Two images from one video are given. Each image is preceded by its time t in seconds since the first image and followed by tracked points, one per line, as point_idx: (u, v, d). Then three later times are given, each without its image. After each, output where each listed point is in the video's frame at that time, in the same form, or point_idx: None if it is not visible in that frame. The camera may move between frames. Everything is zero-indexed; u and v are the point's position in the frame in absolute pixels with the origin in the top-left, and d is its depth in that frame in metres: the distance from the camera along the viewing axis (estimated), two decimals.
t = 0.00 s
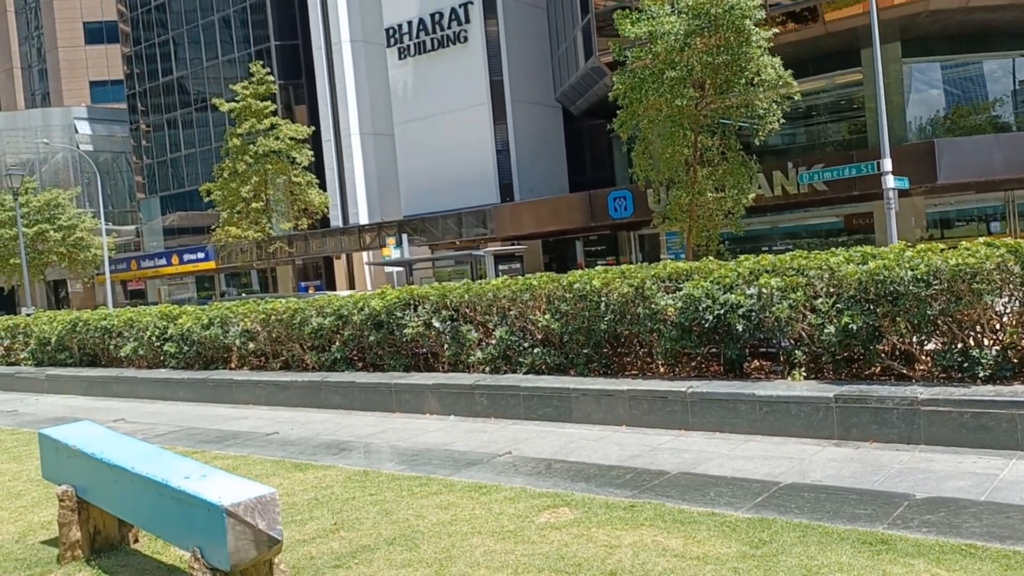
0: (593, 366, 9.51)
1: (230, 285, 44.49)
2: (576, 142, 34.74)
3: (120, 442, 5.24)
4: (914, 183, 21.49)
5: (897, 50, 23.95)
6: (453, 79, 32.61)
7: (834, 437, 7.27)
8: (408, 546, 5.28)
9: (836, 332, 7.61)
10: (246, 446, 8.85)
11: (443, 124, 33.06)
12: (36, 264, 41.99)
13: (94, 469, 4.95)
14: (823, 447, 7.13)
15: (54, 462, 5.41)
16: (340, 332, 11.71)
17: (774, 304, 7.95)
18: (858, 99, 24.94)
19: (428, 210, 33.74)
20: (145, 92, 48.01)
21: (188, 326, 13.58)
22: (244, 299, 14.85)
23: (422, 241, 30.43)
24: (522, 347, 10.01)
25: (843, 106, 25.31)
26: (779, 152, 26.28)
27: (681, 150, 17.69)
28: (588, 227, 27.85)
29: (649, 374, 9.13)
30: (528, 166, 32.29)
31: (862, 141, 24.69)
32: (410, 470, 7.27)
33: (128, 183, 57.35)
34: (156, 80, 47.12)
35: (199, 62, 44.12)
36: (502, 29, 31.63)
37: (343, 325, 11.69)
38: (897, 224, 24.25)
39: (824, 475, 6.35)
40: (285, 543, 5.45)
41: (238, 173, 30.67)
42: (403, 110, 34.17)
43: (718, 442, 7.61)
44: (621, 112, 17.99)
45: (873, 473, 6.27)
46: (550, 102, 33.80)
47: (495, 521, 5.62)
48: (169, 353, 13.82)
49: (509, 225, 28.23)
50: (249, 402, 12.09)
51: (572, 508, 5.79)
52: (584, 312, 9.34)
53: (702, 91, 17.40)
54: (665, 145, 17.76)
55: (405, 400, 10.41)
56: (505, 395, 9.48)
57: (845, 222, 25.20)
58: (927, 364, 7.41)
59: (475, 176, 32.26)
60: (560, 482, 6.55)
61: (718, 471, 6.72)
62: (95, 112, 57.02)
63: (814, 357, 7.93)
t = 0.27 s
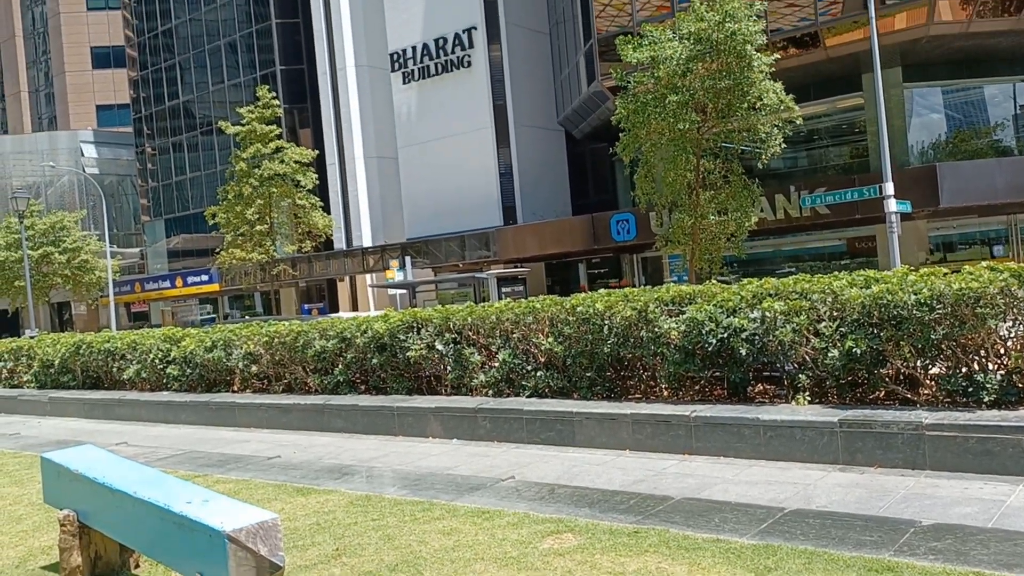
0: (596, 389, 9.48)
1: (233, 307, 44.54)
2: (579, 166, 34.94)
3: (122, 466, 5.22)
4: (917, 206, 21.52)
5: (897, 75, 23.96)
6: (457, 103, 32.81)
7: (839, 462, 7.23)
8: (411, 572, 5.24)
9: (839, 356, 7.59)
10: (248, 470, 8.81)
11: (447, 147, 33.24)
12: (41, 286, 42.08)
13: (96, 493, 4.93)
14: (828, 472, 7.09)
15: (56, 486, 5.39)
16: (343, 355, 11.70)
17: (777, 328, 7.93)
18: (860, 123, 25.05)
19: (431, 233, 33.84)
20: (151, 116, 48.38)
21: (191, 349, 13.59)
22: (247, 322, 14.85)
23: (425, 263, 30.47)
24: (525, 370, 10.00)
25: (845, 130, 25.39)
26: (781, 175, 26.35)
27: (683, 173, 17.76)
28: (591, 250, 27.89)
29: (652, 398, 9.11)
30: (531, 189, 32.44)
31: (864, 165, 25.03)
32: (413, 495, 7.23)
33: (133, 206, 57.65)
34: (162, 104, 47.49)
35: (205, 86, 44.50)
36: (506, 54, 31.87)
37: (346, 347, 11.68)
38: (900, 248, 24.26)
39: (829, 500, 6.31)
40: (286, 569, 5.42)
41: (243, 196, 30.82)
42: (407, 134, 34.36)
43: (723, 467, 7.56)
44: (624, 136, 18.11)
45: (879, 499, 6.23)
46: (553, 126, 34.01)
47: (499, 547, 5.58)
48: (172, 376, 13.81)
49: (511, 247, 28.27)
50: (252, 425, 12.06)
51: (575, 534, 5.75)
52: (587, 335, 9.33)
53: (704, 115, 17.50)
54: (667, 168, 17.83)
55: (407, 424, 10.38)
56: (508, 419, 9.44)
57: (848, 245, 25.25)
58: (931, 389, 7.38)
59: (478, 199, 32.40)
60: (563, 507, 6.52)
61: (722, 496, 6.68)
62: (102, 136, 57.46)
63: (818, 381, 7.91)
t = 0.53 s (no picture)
0: (598, 401, 9.46)
1: (235, 318, 44.55)
2: (581, 177, 35.02)
3: (124, 477, 5.21)
4: (919, 217, 21.51)
5: (898, 87, 23.98)
6: (459, 115, 32.91)
7: (842, 474, 7.20)
8: None
9: (842, 367, 7.57)
10: (249, 482, 8.79)
11: (449, 158, 33.30)
12: (43, 297, 42.11)
13: (97, 505, 4.92)
14: (832, 484, 7.07)
15: (56, 497, 5.37)
16: (345, 366, 11.69)
17: (779, 338, 7.91)
18: (861, 133, 25.09)
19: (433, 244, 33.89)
20: (154, 127, 48.55)
21: (193, 360, 13.59)
22: (249, 333, 14.84)
23: (426, 274, 30.47)
24: (527, 381, 9.98)
25: (846, 141, 25.41)
26: (783, 187, 26.38)
27: (685, 184, 17.78)
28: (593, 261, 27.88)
29: (654, 409, 9.09)
30: (532, 200, 32.50)
31: (866, 176, 25.06)
32: (414, 506, 7.21)
33: (136, 217, 57.79)
34: (165, 115, 47.67)
35: (208, 98, 44.69)
36: (508, 65, 31.98)
37: (348, 358, 11.68)
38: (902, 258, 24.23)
39: (833, 512, 6.28)
40: None
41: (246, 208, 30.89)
42: (409, 145, 34.45)
43: (725, 478, 7.54)
44: (626, 147, 18.17)
45: (882, 511, 6.20)
46: (555, 137, 34.09)
47: (500, 559, 5.57)
48: (174, 387, 13.80)
49: (513, 258, 28.28)
50: (254, 436, 12.04)
51: (577, 546, 5.73)
52: (589, 346, 9.32)
53: (706, 126, 17.55)
54: (669, 179, 17.85)
55: (409, 435, 10.36)
56: (510, 430, 9.42)
57: (850, 256, 25.21)
58: (934, 400, 7.37)
59: (480, 210, 32.46)
60: (565, 519, 6.49)
61: (725, 507, 6.65)
62: (105, 147, 57.65)
63: (820, 393, 7.89)
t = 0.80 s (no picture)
0: (600, 413, 9.44)
1: (236, 330, 44.54)
2: (582, 189, 35.09)
3: (125, 490, 5.19)
4: (920, 229, 21.51)
5: (899, 99, 24.00)
6: (461, 127, 33.01)
7: (845, 487, 7.17)
8: None
9: (844, 380, 7.55)
10: (249, 495, 8.77)
11: (450, 170, 33.37)
12: (45, 308, 42.10)
13: (97, 518, 4.89)
14: (834, 497, 7.04)
15: (56, 510, 5.34)
16: (346, 378, 11.67)
17: (781, 351, 7.90)
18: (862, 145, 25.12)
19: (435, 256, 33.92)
20: (156, 139, 48.69)
21: (194, 373, 13.58)
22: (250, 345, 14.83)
23: (428, 286, 30.47)
24: (529, 394, 9.96)
25: (847, 153, 25.44)
26: (784, 199, 26.41)
27: (686, 196, 17.80)
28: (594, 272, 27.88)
29: (656, 421, 9.06)
30: (534, 211, 32.56)
31: (867, 188, 25.07)
32: (415, 520, 7.19)
33: (137, 228, 57.90)
34: (167, 127, 47.83)
35: (210, 110, 44.86)
36: (509, 78, 32.09)
37: (349, 371, 11.66)
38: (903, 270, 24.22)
39: (835, 525, 6.25)
40: None
41: (248, 219, 30.95)
42: (411, 157, 34.52)
43: (727, 491, 7.51)
44: (627, 159, 18.24)
45: (885, 524, 6.17)
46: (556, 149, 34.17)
47: (501, 573, 5.54)
48: (174, 399, 13.79)
49: (515, 269, 28.28)
50: (254, 449, 12.01)
51: (579, 560, 5.70)
52: (591, 358, 9.30)
53: (707, 138, 17.59)
54: (671, 191, 17.88)
55: (410, 447, 10.33)
56: (512, 442, 9.39)
57: (851, 267, 25.20)
58: (937, 413, 7.35)
59: (482, 222, 32.50)
60: (566, 532, 6.47)
61: (727, 521, 6.62)
62: (108, 159, 57.83)
63: (823, 405, 7.87)
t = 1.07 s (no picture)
0: (601, 435, 9.40)
1: (238, 350, 44.52)
2: (583, 209, 35.20)
3: (124, 514, 5.15)
4: (921, 250, 21.52)
5: (898, 120, 24.11)
6: (463, 148, 33.15)
7: (848, 509, 7.12)
8: None
9: (846, 402, 7.52)
10: (248, 517, 8.73)
11: (452, 191, 33.47)
12: (46, 329, 42.07)
13: (96, 542, 4.86)
14: (838, 520, 6.98)
15: (55, 534, 5.32)
16: (346, 400, 11.65)
17: (782, 373, 7.88)
18: (862, 166, 25.20)
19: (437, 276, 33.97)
20: (159, 160, 48.91)
21: (195, 394, 13.56)
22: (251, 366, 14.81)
23: (429, 306, 30.49)
24: (530, 415, 9.92)
25: (847, 174, 25.52)
26: (785, 220, 26.48)
27: (687, 217, 17.85)
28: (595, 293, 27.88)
29: (657, 443, 9.02)
30: (534, 232, 32.64)
31: (867, 209, 25.09)
32: (415, 543, 7.14)
33: (140, 249, 58.05)
34: (171, 149, 48.08)
35: (213, 132, 45.12)
36: (511, 100, 32.26)
37: (350, 392, 11.64)
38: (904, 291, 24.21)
39: (839, 550, 6.20)
40: None
41: (250, 240, 31.03)
42: (413, 178, 34.64)
43: (729, 514, 7.46)
44: (627, 180, 18.32)
45: (889, 547, 6.13)
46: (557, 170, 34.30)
47: None
48: (175, 420, 13.76)
49: (516, 290, 28.30)
50: (254, 471, 11.96)
51: None
52: (592, 380, 9.28)
53: (708, 159, 17.66)
54: (672, 212, 17.93)
55: (410, 469, 10.29)
56: (512, 464, 9.35)
57: (853, 288, 25.19)
58: (940, 435, 7.31)
59: (484, 243, 32.57)
60: (568, 556, 6.42)
61: (730, 544, 6.58)
62: (111, 181, 58.10)
63: (825, 427, 7.84)
